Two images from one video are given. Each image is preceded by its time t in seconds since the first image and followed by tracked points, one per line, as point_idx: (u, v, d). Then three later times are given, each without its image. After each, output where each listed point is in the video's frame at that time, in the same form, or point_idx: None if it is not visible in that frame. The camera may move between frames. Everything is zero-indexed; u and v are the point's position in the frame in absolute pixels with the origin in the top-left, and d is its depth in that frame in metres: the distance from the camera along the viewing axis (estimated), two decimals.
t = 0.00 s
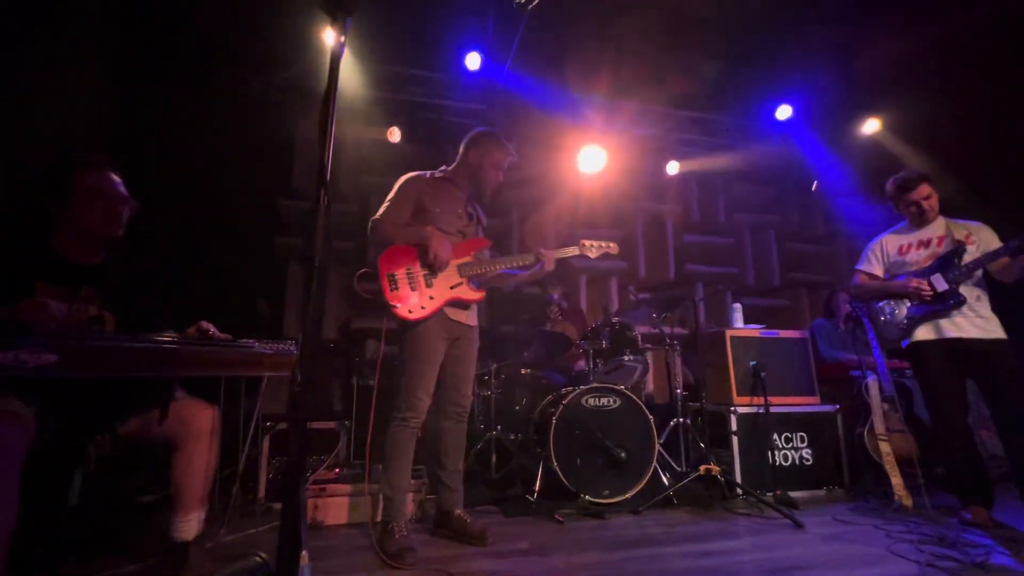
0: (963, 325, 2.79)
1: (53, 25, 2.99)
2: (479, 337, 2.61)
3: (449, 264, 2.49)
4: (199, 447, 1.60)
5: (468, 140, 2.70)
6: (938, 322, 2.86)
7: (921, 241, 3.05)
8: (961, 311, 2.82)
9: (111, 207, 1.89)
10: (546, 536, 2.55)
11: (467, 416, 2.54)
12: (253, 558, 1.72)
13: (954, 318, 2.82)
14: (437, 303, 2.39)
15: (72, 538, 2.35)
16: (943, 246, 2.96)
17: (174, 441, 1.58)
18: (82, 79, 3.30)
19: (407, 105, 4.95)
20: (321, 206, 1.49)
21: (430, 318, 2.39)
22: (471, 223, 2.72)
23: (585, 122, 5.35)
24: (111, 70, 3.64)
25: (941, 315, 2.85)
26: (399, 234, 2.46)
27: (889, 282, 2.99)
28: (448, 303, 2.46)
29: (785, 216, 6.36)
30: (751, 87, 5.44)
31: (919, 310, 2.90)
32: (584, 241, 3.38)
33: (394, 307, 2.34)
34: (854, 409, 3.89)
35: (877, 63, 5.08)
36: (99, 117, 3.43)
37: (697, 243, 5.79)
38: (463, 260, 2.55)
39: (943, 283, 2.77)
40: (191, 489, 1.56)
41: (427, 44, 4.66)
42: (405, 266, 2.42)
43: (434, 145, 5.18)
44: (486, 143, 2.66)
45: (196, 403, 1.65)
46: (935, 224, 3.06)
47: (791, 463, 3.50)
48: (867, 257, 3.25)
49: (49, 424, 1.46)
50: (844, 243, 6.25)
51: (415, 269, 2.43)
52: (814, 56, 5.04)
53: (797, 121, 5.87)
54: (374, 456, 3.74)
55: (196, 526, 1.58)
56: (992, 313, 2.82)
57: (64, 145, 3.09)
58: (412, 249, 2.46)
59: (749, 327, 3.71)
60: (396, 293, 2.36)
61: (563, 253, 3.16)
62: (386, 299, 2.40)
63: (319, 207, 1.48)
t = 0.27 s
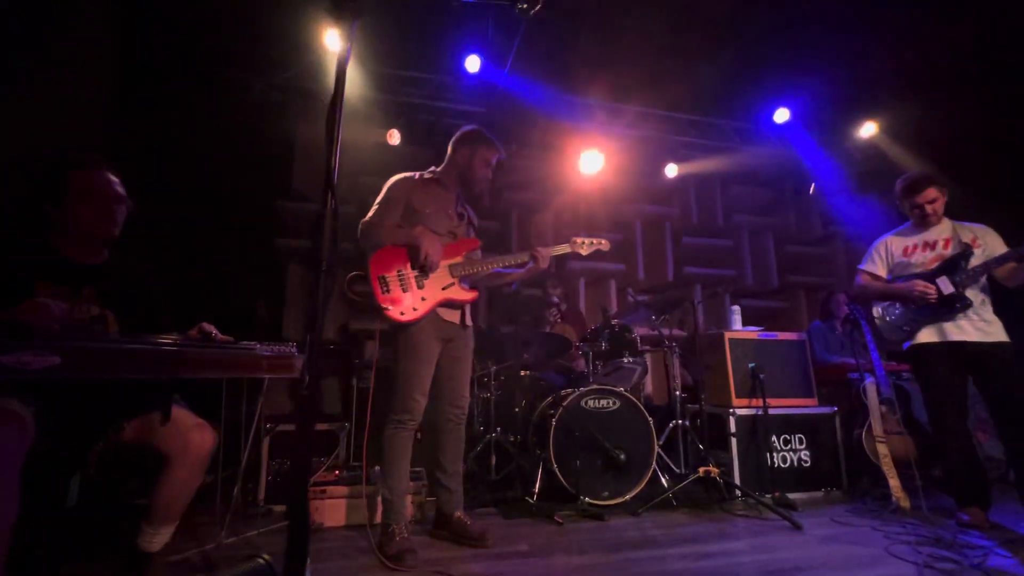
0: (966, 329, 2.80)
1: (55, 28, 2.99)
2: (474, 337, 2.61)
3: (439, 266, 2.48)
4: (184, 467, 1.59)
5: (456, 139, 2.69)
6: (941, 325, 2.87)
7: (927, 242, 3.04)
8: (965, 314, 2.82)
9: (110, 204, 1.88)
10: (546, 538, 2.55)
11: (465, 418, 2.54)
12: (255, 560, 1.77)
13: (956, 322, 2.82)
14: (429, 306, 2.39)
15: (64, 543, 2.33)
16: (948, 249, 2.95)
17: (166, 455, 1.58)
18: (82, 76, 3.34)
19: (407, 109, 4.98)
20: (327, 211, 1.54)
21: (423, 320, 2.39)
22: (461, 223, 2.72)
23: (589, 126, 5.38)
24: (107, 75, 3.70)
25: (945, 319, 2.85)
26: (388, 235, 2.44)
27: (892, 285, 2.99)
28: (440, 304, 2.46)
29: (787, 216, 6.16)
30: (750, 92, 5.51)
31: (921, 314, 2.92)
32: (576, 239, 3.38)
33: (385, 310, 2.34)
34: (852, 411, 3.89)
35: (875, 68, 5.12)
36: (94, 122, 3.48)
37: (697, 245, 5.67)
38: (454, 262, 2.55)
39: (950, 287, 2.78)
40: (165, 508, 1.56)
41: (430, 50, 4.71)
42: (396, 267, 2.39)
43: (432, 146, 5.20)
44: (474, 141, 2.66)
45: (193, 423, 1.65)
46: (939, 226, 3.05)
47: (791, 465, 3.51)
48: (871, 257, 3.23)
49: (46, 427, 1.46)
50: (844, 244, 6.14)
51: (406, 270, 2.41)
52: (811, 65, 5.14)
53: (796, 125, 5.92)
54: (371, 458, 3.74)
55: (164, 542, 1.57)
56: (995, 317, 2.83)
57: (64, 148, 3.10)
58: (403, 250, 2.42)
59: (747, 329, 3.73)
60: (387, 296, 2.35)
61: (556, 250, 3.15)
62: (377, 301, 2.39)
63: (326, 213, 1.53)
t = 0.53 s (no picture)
0: (980, 325, 2.78)
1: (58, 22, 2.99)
2: (467, 333, 2.62)
3: (432, 262, 2.48)
4: (185, 467, 1.59)
5: (449, 135, 2.67)
6: (955, 321, 2.84)
7: (941, 237, 3.03)
8: (981, 311, 2.79)
9: (113, 203, 1.86)
10: (547, 535, 2.55)
11: (463, 415, 2.55)
12: (261, 556, 1.60)
13: (971, 318, 2.80)
14: (421, 302, 2.39)
15: (66, 539, 2.33)
16: (963, 243, 2.94)
17: (166, 456, 1.57)
18: (83, 73, 3.34)
19: (408, 105, 4.95)
20: (335, 208, 1.35)
21: (415, 317, 2.39)
22: (454, 220, 2.72)
23: (589, 124, 5.35)
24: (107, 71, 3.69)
25: (959, 315, 2.83)
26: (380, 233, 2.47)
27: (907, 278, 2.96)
28: (433, 301, 2.46)
29: (787, 214, 5.98)
30: (752, 88, 5.46)
31: (936, 309, 2.88)
32: (570, 236, 3.35)
33: (377, 306, 2.34)
34: (852, 409, 3.89)
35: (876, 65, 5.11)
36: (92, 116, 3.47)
37: (698, 243, 5.65)
38: (447, 258, 2.54)
39: (966, 282, 2.74)
40: (164, 510, 1.54)
41: (432, 45, 4.72)
42: (388, 264, 2.40)
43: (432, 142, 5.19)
44: (467, 137, 2.63)
45: (194, 424, 1.65)
46: (955, 219, 3.04)
47: (791, 462, 3.52)
48: (884, 250, 3.20)
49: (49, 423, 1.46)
50: (845, 242, 6.05)
51: (399, 266, 2.41)
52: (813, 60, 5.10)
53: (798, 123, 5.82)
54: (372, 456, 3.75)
55: (164, 542, 1.56)
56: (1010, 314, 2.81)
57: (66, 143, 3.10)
58: (396, 247, 2.42)
59: (747, 327, 3.73)
60: (379, 292, 2.35)
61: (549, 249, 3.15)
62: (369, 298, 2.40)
63: (333, 209, 1.34)
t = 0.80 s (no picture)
0: (1004, 325, 2.74)
1: (58, 20, 2.99)
2: (461, 332, 2.62)
3: (425, 260, 2.47)
4: (186, 467, 1.58)
5: (440, 132, 2.66)
6: (978, 321, 2.80)
7: (963, 233, 2.96)
8: (1004, 311, 2.75)
9: (110, 202, 1.85)
10: (547, 535, 2.55)
11: (460, 415, 2.54)
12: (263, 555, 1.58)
13: (994, 317, 2.76)
14: (414, 301, 2.38)
15: (67, 539, 2.33)
16: (986, 240, 2.89)
17: (166, 455, 1.57)
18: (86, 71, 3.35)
19: (408, 105, 4.95)
20: (339, 207, 1.32)
21: (409, 316, 2.38)
22: (447, 218, 2.71)
23: (588, 124, 5.34)
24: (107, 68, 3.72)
25: (982, 314, 2.78)
26: (372, 232, 2.47)
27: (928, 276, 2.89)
28: (427, 300, 2.45)
29: (787, 214, 5.92)
30: (750, 88, 5.48)
31: (958, 308, 2.83)
32: (561, 231, 3.33)
33: (371, 306, 2.36)
34: (851, 409, 3.90)
35: (876, 65, 5.12)
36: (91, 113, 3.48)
37: (698, 243, 5.65)
38: (440, 256, 2.53)
39: (989, 282, 2.71)
40: (165, 510, 1.54)
41: (432, 44, 4.75)
42: (381, 263, 2.41)
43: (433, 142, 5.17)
44: (458, 134, 2.63)
45: (193, 422, 1.65)
46: (977, 215, 2.97)
47: (791, 462, 3.53)
48: (902, 246, 3.13)
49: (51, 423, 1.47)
50: (845, 243, 6.01)
51: (392, 266, 2.42)
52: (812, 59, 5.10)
53: (796, 124, 5.79)
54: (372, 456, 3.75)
55: (165, 542, 1.56)
56: None
57: (66, 141, 3.10)
58: (389, 246, 2.43)
59: (747, 327, 3.74)
60: (372, 292, 2.37)
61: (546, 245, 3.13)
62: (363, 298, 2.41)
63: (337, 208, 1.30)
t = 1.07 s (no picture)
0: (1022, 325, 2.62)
1: (57, 18, 2.98)
2: (453, 333, 2.62)
3: (418, 263, 2.48)
4: (183, 467, 1.58)
5: (435, 133, 2.67)
6: (993, 320, 2.68)
7: (981, 229, 2.84)
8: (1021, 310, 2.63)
9: (105, 204, 1.84)
10: (545, 535, 2.56)
11: (456, 415, 2.55)
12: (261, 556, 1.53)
13: (1011, 317, 2.64)
14: (408, 303, 2.39)
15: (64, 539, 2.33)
16: (1005, 237, 2.77)
17: (161, 456, 1.57)
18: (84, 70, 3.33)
19: (406, 106, 4.95)
20: (339, 210, 1.32)
21: (402, 317, 2.39)
22: (440, 219, 2.71)
23: (587, 126, 5.33)
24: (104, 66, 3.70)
25: (998, 314, 2.67)
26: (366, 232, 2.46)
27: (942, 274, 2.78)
28: (421, 301, 2.46)
29: (785, 216, 5.92)
30: (748, 89, 5.51)
31: (973, 307, 2.72)
32: (555, 235, 3.35)
33: (364, 307, 2.34)
34: (847, 410, 3.91)
35: (874, 67, 5.14)
36: (87, 112, 3.46)
37: (696, 245, 5.64)
38: (433, 258, 2.55)
39: (1009, 280, 2.57)
40: (162, 511, 1.55)
41: (432, 45, 4.75)
42: (375, 265, 2.41)
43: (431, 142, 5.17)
44: (452, 136, 2.63)
45: (188, 423, 1.65)
46: (996, 211, 2.85)
47: (787, 463, 3.54)
48: (917, 242, 3.01)
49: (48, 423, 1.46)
50: (841, 244, 6.02)
51: (385, 267, 2.42)
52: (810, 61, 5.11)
53: (795, 127, 5.79)
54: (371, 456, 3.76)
55: (162, 542, 1.57)
56: None
57: (63, 140, 3.08)
58: (383, 247, 2.44)
59: (744, 328, 3.75)
60: (365, 293, 2.36)
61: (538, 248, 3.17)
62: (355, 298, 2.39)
63: (337, 211, 1.30)
